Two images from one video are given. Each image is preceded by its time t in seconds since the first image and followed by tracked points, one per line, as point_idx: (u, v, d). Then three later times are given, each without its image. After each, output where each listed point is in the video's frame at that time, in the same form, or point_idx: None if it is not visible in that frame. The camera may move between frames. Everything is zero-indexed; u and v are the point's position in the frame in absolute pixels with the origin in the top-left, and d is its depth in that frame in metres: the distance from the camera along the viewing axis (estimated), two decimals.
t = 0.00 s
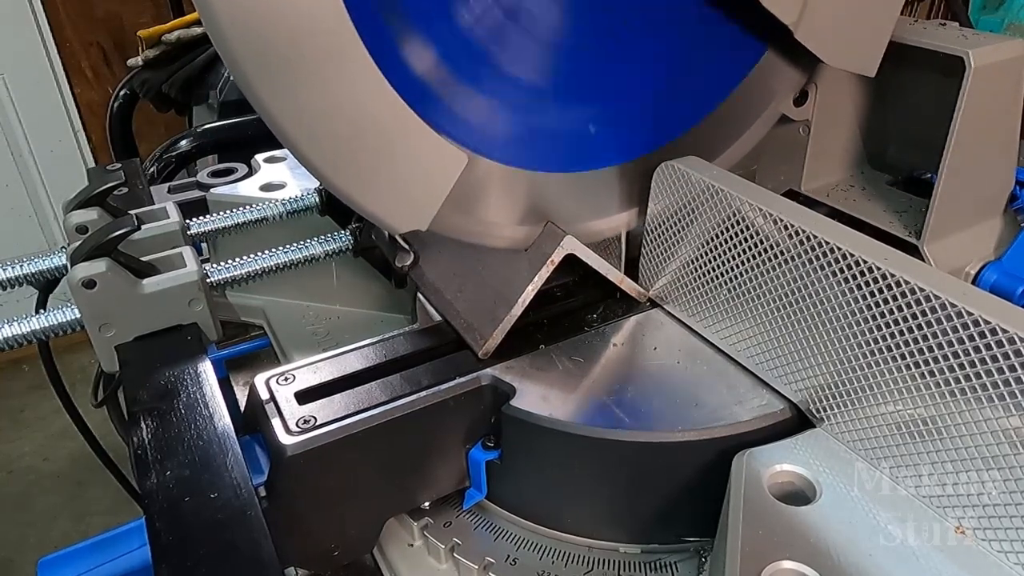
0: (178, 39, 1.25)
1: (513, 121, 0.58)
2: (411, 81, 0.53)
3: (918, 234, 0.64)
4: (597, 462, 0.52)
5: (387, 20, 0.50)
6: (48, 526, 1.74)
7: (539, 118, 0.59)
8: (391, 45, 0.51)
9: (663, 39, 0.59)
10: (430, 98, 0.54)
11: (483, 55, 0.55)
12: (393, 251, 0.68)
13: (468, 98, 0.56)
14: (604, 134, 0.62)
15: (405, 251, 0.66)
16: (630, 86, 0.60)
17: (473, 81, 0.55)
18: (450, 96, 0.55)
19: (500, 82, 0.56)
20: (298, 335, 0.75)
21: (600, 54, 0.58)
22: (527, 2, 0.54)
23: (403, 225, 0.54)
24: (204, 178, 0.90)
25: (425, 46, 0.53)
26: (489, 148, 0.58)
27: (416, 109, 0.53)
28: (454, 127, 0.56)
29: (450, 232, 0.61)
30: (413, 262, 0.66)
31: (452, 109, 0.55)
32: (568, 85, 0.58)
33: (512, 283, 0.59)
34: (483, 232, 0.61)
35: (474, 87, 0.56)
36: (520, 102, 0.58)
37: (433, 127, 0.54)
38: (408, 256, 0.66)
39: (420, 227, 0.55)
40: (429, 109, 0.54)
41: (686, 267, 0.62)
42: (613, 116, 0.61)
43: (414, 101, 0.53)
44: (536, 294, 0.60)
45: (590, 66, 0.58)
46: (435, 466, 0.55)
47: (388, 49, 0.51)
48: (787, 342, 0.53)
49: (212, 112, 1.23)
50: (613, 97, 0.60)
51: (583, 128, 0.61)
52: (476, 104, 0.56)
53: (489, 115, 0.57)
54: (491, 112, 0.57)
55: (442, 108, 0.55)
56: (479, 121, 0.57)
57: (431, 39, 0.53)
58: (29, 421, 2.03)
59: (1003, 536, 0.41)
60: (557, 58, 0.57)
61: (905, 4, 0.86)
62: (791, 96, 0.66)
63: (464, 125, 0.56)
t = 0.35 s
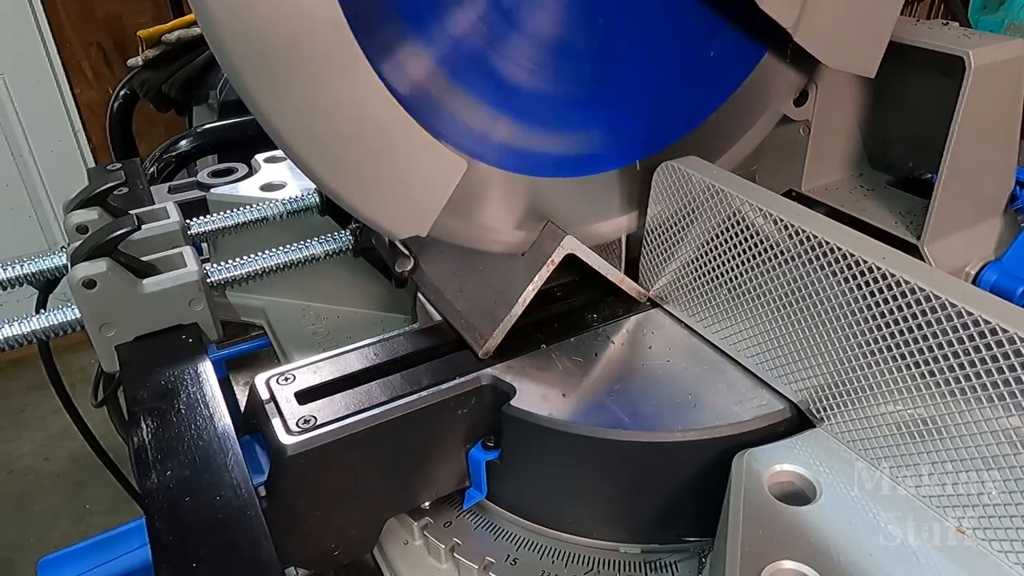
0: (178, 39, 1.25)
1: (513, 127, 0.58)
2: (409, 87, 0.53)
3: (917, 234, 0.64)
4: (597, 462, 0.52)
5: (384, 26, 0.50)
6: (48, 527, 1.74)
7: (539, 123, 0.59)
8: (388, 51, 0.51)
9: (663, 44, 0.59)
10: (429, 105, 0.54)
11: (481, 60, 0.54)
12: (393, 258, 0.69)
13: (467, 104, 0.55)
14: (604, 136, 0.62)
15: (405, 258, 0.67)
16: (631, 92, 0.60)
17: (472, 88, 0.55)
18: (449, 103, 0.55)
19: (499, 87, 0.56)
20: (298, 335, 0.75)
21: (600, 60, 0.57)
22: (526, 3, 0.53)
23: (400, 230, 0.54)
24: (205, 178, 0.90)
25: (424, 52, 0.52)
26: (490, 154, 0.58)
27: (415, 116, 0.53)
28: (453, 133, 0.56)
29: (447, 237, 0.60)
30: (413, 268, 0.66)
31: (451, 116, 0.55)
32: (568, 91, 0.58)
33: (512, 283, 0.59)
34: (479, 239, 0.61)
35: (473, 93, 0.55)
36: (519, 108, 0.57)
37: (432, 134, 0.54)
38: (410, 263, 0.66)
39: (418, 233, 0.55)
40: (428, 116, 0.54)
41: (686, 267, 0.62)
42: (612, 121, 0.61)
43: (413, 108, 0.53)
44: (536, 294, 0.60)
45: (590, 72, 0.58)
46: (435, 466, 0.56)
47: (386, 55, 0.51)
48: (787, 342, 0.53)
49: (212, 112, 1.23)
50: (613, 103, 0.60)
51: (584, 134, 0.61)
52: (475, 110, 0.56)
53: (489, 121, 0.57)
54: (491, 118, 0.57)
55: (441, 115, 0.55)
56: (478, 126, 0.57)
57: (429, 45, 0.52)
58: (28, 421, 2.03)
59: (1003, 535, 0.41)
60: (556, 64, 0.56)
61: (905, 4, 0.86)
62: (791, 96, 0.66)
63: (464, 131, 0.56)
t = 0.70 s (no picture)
0: (178, 39, 1.25)
1: (512, 131, 0.57)
2: (403, 92, 0.53)
3: (917, 234, 0.64)
4: (598, 463, 0.52)
5: (376, 31, 0.50)
6: (48, 526, 1.74)
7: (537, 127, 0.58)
8: (382, 56, 0.51)
9: (656, 45, 0.59)
10: (424, 110, 0.54)
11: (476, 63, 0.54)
12: (391, 263, 0.69)
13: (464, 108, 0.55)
14: (605, 139, 0.62)
15: (402, 263, 0.66)
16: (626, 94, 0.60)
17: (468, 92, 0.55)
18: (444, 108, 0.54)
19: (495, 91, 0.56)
20: (298, 335, 0.75)
21: (595, 61, 0.57)
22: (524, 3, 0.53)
23: (398, 233, 0.54)
24: (205, 178, 0.90)
25: (417, 57, 0.52)
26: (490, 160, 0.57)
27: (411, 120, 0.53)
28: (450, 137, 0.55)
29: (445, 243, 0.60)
30: (411, 272, 0.66)
31: (447, 121, 0.55)
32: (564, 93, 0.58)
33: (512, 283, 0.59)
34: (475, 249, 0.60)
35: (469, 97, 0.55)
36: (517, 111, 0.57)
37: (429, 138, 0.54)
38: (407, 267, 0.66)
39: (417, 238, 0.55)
40: (423, 120, 0.54)
41: (686, 268, 0.62)
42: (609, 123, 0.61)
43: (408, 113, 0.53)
44: (536, 294, 0.60)
45: (585, 74, 0.58)
46: (435, 466, 0.56)
47: (379, 60, 0.51)
48: (787, 342, 0.53)
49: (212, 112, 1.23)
50: (608, 104, 0.60)
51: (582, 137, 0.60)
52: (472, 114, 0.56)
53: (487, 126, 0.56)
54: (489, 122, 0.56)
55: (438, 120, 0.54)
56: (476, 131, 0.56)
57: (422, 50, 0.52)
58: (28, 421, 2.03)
59: (1004, 535, 0.41)
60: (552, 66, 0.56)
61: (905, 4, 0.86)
62: (791, 97, 0.66)
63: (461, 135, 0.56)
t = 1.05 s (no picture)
0: (177, 39, 1.25)
1: (509, 136, 0.57)
2: (401, 98, 0.52)
3: (917, 233, 0.64)
4: (598, 462, 0.52)
5: (374, 37, 0.50)
6: (48, 526, 1.74)
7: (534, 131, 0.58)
8: (379, 62, 0.51)
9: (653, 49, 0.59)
10: (421, 115, 0.53)
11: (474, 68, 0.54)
12: (390, 268, 0.72)
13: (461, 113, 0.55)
14: (603, 140, 0.62)
15: (400, 270, 0.69)
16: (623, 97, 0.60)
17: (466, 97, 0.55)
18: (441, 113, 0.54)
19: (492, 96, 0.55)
20: (298, 335, 0.75)
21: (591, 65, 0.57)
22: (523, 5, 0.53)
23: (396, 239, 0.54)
24: (205, 178, 0.90)
25: (416, 62, 0.52)
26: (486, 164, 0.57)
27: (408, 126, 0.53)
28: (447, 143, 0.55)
29: (444, 248, 0.60)
30: (410, 280, 0.69)
31: (444, 126, 0.55)
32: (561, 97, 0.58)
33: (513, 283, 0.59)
34: (475, 248, 0.60)
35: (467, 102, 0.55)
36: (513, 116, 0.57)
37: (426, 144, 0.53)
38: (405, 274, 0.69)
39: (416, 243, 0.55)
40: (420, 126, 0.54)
41: (686, 267, 0.62)
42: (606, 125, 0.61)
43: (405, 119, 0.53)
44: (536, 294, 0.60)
45: (581, 77, 0.58)
46: (435, 466, 0.56)
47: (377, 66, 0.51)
48: (788, 342, 0.53)
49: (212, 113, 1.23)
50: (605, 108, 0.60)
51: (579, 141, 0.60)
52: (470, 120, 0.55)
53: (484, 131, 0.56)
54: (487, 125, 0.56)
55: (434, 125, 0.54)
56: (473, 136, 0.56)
57: (420, 56, 0.52)
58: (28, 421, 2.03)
59: (1003, 535, 0.41)
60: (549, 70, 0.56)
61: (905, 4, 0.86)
62: (791, 98, 0.66)
63: (458, 140, 0.55)
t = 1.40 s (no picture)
0: (177, 39, 1.25)
1: (505, 138, 0.57)
2: (397, 101, 0.52)
3: (917, 233, 0.64)
4: (597, 463, 0.52)
5: (371, 39, 0.50)
6: (48, 526, 1.74)
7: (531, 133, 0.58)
8: (375, 65, 0.51)
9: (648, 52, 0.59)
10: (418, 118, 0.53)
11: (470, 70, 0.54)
12: (389, 274, 0.72)
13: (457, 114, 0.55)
14: (602, 142, 0.61)
15: (400, 273, 0.69)
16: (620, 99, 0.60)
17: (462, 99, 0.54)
18: (437, 115, 0.54)
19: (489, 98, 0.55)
20: (298, 335, 0.75)
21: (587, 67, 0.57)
22: (521, 7, 0.53)
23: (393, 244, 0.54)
24: (204, 178, 0.90)
25: (412, 65, 0.52)
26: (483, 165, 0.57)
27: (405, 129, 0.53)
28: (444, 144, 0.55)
29: (444, 250, 0.60)
30: (410, 284, 0.69)
31: (441, 128, 0.54)
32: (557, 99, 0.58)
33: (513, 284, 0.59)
34: (475, 249, 0.60)
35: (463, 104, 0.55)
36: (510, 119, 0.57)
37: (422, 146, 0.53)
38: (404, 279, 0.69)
39: (412, 250, 0.55)
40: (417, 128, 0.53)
41: (686, 267, 0.62)
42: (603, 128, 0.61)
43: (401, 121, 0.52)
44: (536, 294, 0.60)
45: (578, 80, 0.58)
46: (435, 466, 0.56)
47: (374, 69, 0.50)
48: (787, 342, 0.53)
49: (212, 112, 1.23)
50: (602, 110, 0.60)
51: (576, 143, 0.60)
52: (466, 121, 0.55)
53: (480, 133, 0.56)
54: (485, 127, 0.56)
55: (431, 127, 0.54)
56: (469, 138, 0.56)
57: (416, 58, 0.52)
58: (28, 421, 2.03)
59: (1003, 534, 0.41)
60: (545, 72, 0.56)
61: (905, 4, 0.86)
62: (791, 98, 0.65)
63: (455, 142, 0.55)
